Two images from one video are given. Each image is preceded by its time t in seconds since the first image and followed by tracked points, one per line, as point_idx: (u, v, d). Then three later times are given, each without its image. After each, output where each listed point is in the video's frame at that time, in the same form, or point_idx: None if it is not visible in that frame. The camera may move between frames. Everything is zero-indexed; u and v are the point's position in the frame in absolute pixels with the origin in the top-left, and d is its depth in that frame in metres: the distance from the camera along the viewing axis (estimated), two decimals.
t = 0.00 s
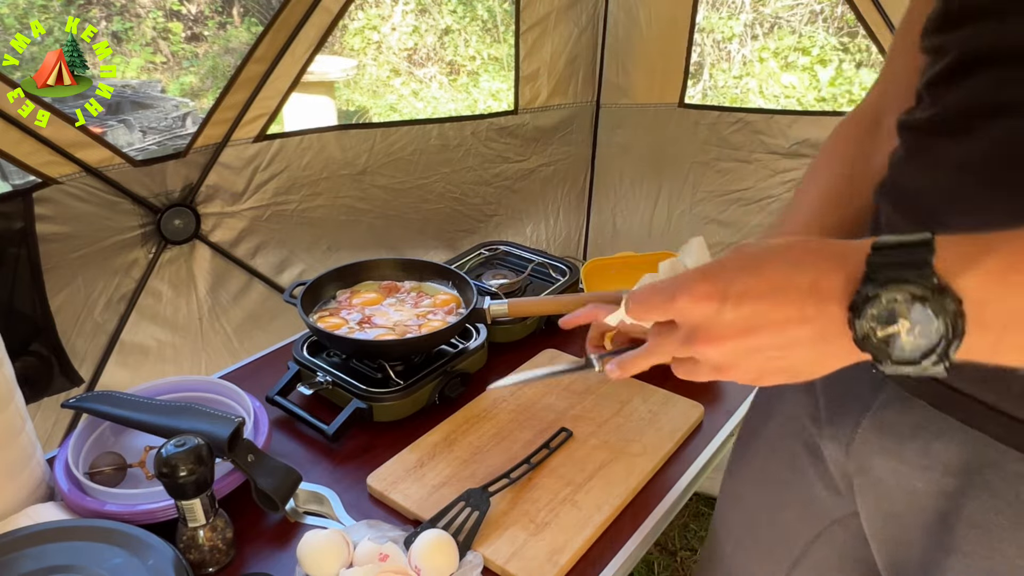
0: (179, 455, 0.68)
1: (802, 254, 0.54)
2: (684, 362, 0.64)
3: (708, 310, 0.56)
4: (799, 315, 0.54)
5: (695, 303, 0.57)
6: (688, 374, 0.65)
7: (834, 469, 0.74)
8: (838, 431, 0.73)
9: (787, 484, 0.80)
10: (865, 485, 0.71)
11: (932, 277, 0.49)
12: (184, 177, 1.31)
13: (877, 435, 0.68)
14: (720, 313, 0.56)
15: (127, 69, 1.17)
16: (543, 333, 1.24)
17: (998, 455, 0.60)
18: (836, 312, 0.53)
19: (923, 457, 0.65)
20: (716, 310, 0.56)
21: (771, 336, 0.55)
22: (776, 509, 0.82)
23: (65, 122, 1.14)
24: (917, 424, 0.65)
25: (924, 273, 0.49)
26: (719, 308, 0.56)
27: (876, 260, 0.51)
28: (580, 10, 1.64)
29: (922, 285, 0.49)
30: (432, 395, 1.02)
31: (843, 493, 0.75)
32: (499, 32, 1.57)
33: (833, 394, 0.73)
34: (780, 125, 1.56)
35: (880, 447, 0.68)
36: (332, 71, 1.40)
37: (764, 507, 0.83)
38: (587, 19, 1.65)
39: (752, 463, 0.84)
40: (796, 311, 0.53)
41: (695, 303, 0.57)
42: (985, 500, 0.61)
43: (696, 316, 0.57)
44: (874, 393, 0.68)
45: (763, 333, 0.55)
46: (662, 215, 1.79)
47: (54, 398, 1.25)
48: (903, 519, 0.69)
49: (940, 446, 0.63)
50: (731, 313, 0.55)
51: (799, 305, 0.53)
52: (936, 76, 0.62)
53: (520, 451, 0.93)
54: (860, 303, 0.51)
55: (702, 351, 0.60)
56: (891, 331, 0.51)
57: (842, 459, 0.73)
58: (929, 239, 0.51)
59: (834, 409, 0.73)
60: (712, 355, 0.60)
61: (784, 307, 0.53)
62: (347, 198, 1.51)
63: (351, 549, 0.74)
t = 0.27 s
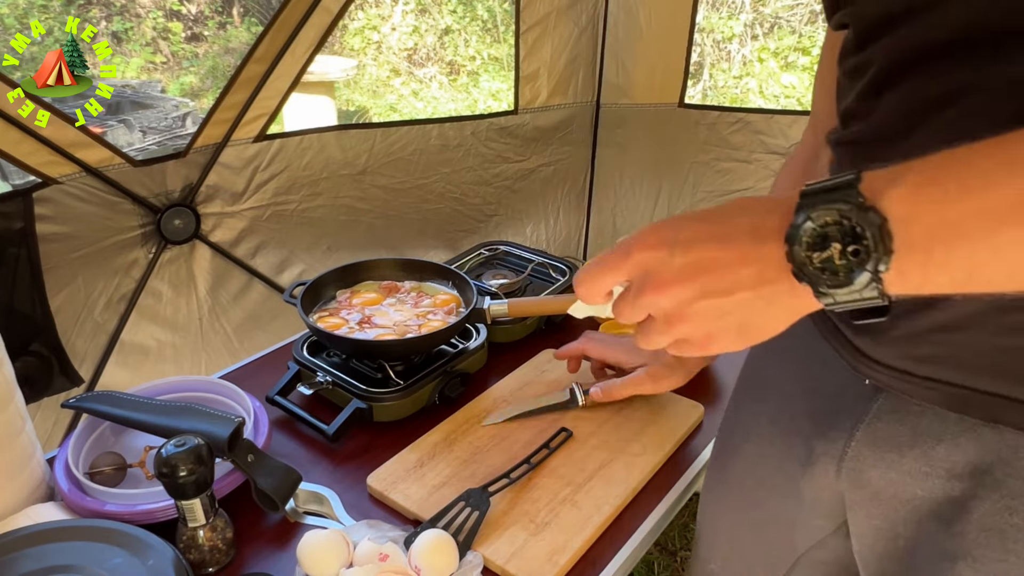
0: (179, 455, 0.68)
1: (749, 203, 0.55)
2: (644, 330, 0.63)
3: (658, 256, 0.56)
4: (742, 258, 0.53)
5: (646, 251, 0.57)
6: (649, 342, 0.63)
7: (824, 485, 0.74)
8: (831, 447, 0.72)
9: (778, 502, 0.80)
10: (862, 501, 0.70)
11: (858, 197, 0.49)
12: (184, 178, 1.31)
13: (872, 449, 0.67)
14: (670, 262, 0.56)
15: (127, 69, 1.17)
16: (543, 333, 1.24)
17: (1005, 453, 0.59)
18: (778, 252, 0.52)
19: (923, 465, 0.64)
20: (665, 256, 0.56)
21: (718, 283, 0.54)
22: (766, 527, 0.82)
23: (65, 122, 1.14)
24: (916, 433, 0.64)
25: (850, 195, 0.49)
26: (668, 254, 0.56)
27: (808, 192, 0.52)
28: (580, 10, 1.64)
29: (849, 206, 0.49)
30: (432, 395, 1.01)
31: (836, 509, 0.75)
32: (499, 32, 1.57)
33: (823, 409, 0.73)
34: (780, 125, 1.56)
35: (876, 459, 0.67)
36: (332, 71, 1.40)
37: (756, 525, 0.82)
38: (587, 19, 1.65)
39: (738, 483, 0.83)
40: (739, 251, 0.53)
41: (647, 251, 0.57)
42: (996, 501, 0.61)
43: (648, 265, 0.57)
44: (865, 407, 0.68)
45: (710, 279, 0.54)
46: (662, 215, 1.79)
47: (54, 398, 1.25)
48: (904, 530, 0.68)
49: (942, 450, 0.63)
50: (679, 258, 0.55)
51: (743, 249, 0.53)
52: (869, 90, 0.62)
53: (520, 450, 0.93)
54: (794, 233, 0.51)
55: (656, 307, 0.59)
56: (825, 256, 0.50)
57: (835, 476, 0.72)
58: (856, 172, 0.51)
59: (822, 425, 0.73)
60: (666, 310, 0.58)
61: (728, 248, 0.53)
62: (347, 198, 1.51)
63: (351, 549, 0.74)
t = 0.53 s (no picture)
0: (179, 455, 0.68)
1: (718, 196, 0.57)
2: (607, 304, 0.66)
3: (628, 236, 0.59)
4: (703, 246, 0.56)
5: (621, 228, 0.60)
6: (611, 316, 0.66)
7: (819, 475, 0.71)
8: (825, 438, 0.68)
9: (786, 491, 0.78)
10: (855, 493, 0.68)
11: (803, 204, 0.52)
12: (184, 178, 1.31)
13: (866, 440, 0.65)
14: (637, 242, 0.59)
15: (127, 69, 1.17)
16: (543, 333, 1.24)
17: (994, 448, 0.58)
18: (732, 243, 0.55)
19: (915, 456, 0.62)
20: (635, 236, 0.59)
21: (678, 265, 0.57)
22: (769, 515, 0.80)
23: (65, 122, 1.14)
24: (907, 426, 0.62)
25: (796, 202, 0.52)
26: (637, 234, 0.59)
27: (761, 194, 0.54)
28: (580, 10, 1.64)
29: (793, 211, 0.52)
30: (432, 395, 1.02)
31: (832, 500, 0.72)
32: (499, 32, 1.57)
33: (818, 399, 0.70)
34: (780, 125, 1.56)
35: (870, 451, 0.65)
36: (332, 71, 1.40)
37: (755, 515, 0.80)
38: (587, 19, 1.65)
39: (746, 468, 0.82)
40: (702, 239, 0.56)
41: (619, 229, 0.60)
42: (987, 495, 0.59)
43: (619, 243, 0.60)
44: (857, 399, 0.65)
45: (672, 261, 0.57)
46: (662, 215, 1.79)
47: (54, 398, 1.25)
48: (894, 523, 0.66)
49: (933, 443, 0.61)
50: (646, 240, 0.58)
51: (707, 237, 0.56)
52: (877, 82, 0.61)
53: (520, 450, 0.93)
54: (744, 230, 0.54)
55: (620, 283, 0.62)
56: (768, 254, 0.53)
57: (829, 467, 0.69)
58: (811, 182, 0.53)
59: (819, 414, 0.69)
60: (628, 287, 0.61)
61: (692, 234, 0.56)
62: (347, 198, 1.51)
63: (351, 549, 0.74)
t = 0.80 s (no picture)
0: (179, 455, 0.68)
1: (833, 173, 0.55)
2: (687, 272, 0.59)
3: (734, 190, 0.55)
4: (811, 214, 0.53)
5: (729, 181, 0.55)
6: (696, 283, 0.58)
7: (840, 472, 0.71)
8: (848, 435, 0.69)
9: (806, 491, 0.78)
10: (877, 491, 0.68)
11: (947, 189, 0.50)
12: (184, 178, 1.31)
13: (891, 440, 0.65)
14: (745, 195, 0.54)
15: (127, 69, 1.17)
16: (543, 333, 1.24)
17: None
18: (844, 218, 0.52)
19: (940, 459, 0.63)
20: (743, 191, 0.55)
21: (787, 225, 0.53)
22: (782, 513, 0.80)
23: (65, 122, 1.14)
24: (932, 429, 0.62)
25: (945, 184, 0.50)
26: (746, 187, 0.54)
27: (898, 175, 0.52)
28: (580, 10, 1.64)
29: (937, 193, 0.50)
30: (432, 395, 1.01)
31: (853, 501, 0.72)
32: (499, 32, 1.57)
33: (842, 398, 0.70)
34: (780, 125, 1.56)
35: (895, 451, 0.65)
36: (332, 71, 1.40)
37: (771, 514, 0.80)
38: (587, 19, 1.65)
39: (766, 465, 0.82)
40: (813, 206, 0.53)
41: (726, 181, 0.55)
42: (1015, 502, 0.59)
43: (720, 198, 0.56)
44: (884, 398, 0.66)
45: (780, 219, 0.53)
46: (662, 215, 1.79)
47: (53, 398, 1.25)
48: (916, 523, 0.66)
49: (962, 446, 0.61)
50: (757, 195, 0.54)
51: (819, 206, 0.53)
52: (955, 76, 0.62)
53: (520, 450, 0.93)
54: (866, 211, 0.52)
55: (717, 237, 0.56)
56: (893, 230, 0.50)
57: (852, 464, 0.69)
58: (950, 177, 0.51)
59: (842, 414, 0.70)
60: (726, 244, 0.55)
61: (805, 198, 0.53)
62: (347, 198, 1.51)
63: (351, 549, 0.74)
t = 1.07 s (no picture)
0: (179, 455, 0.68)
1: (988, 180, 0.45)
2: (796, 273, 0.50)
3: (872, 211, 0.44)
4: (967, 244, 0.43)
5: (860, 201, 0.44)
6: (804, 290, 0.50)
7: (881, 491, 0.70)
8: (899, 457, 0.67)
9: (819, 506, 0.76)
10: (927, 512, 0.66)
11: None
12: (184, 178, 1.31)
13: (942, 462, 0.64)
14: (886, 222, 0.44)
15: (127, 69, 1.17)
16: (543, 333, 1.24)
17: None
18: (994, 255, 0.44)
19: (1000, 483, 0.61)
20: (884, 213, 0.43)
21: (933, 258, 0.44)
22: (801, 530, 0.78)
23: (65, 122, 1.14)
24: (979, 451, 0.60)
25: None
26: (889, 210, 0.43)
27: None
28: (580, 10, 1.64)
29: None
30: (432, 395, 1.01)
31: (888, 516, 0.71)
32: (499, 32, 1.57)
33: (885, 414, 0.69)
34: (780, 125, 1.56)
35: (946, 472, 0.64)
36: (332, 71, 1.40)
37: (793, 529, 0.79)
38: (587, 19, 1.65)
39: (777, 481, 0.80)
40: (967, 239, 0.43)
41: (860, 198, 0.44)
42: None
43: (851, 217, 0.44)
44: (937, 419, 0.64)
45: (927, 250, 0.44)
46: (662, 215, 1.79)
47: (53, 399, 1.25)
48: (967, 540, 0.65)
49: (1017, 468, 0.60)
50: (898, 221, 0.43)
51: (979, 233, 0.43)
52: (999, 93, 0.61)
53: (520, 451, 0.93)
54: None
55: (841, 261, 0.46)
56: None
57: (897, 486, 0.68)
58: None
59: (885, 432, 0.69)
60: (853, 270, 0.46)
61: (962, 225, 0.43)
62: (347, 198, 1.51)
63: (351, 549, 0.74)
